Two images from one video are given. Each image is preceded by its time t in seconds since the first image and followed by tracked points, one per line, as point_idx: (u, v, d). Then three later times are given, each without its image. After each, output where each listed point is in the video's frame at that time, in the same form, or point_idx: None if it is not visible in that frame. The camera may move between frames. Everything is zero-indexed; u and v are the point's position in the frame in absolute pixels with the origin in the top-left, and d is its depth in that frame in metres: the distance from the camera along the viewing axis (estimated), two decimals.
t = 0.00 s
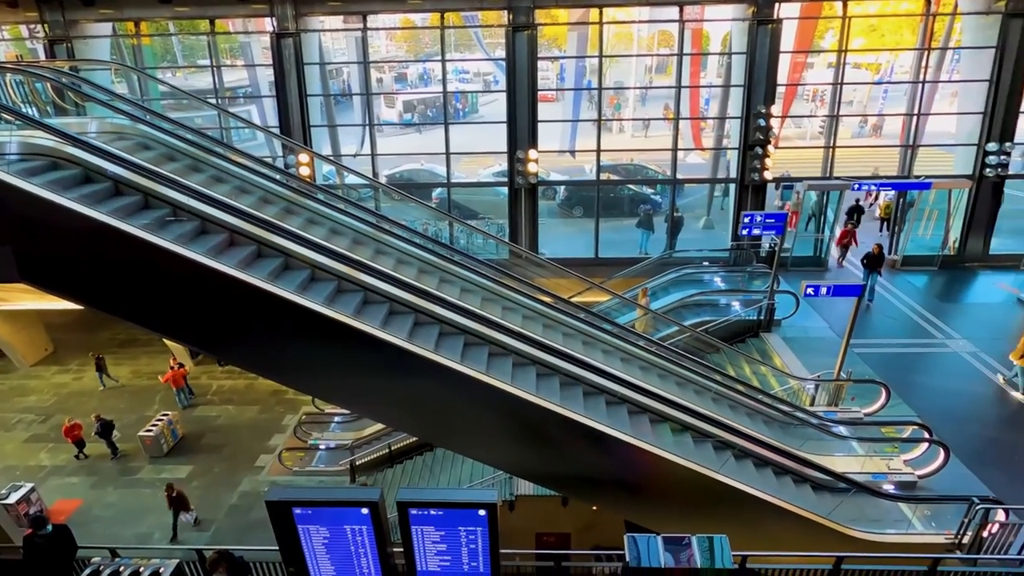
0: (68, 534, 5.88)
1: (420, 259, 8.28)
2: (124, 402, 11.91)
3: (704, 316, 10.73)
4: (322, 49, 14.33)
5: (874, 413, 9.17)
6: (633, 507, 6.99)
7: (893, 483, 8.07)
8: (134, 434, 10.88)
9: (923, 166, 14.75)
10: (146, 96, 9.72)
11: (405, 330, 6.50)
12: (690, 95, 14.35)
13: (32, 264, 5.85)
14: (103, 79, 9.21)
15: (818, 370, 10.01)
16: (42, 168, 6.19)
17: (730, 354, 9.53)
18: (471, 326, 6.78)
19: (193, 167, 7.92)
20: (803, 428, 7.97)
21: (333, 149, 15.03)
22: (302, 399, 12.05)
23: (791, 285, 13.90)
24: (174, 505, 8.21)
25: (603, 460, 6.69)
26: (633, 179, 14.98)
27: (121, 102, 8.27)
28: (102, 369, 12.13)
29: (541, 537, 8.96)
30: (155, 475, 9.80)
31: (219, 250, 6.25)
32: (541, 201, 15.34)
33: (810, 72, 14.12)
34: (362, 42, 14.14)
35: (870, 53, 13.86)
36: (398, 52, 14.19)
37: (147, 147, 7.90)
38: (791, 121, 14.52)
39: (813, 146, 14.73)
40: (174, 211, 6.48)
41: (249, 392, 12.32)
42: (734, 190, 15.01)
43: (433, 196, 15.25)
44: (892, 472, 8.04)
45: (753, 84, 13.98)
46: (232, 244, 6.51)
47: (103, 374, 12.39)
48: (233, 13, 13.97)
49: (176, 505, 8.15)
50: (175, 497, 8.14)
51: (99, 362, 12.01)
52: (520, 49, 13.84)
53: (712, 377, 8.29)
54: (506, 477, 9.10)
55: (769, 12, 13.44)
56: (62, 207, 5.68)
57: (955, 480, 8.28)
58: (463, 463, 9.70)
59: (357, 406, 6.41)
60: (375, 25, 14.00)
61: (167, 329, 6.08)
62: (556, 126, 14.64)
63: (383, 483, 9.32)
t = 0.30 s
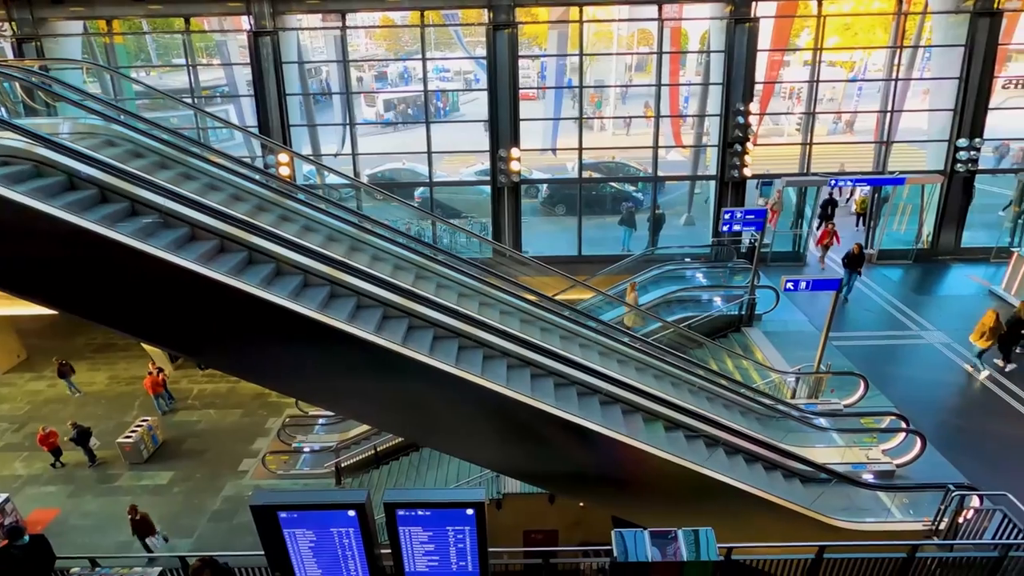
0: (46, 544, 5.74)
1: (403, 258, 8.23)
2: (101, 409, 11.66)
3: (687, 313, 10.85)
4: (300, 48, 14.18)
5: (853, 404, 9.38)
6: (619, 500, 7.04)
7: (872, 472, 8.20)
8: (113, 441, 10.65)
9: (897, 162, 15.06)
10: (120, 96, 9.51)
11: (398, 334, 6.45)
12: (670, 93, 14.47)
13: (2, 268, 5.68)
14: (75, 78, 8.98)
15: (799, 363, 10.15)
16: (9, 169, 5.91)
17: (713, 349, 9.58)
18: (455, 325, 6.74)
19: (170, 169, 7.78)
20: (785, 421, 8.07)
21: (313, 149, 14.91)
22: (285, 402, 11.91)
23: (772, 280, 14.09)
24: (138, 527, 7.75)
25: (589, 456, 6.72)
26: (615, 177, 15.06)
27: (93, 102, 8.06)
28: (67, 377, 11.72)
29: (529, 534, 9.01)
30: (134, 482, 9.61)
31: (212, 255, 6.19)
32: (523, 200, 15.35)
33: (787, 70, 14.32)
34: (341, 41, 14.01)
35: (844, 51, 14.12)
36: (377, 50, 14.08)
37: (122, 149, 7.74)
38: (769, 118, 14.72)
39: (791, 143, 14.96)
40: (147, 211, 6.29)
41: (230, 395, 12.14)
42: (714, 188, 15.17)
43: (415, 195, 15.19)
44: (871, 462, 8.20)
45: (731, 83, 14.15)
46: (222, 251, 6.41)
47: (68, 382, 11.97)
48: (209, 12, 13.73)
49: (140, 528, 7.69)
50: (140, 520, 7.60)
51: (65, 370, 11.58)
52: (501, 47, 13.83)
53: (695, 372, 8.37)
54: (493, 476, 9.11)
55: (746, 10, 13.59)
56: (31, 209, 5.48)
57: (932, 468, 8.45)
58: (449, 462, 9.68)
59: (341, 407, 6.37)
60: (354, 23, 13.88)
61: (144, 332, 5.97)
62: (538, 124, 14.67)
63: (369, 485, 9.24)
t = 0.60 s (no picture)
0: (25, 556, 5.60)
1: (388, 260, 8.17)
2: (79, 417, 11.41)
3: (672, 312, 10.95)
4: (281, 49, 14.04)
5: (835, 399, 9.48)
6: (607, 499, 7.06)
7: (854, 466, 8.29)
8: (91, 450, 10.42)
9: (874, 161, 15.35)
10: (95, 97, 9.33)
11: (391, 339, 6.44)
12: (653, 94, 14.58)
13: None
14: (48, 79, 8.78)
15: (782, 360, 10.26)
16: None
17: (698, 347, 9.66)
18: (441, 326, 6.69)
19: (148, 171, 7.63)
20: (769, 418, 8.17)
21: (295, 151, 14.79)
22: (269, 407, 11.75)
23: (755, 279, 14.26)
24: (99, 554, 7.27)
25: (577, 456, 6.73)
26: (599, 178, 15.13)
27: (68, 103, 7.89)
28: (31, 385, 11.49)
29: (517, 535, 9.02)
30: (114, 492, 9.41)
31: (205, 265, 6.08)
32: (508, 201, 15.35)
33: (767, 71, 14.53)
34: (323, 42, 13.89)
35: (822, 52, 14.36)
36: (360, 51, 13.99)
37: (100, 151, 7.58)
38: (750, 119, 14.91)
39: (771, 143, 15.16)
40: (128, 216, 6.17)
41: (213, 401, 11.94)
42: (696, 188, 15.31)
43: (399, 197, 15.10)
44: (853, 457, 8.30)
45: (712, 84, 14.30)
46: (215, 259, 6.28)
47: (32, 390, 11.72)
48: (187, 12, 13.52)
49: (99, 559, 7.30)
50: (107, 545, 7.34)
51: (28, 378, 11.37)
52: (484, 49, 13.83)
53: (680, 369, 8.43)
54: (481, 478, 9.08)
55: (726, 12, 13.74)
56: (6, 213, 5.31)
57: (913, 462, 8.59)
58: (437, 465, 9.63)
59: (327, 411, 6.30)
60: (335, 24, 13.76)
61: (123, 339, 5.83)
62: (522, 125, 14.69)
63: (357, 489, 9.19)
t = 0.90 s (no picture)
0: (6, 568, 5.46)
1: (375, 263, 8.12)
2: (60, 425, 11.18)
3: (660, 311, 11.00)
4: (265, 51, 13.92)
5: (821, 397, 9.53)
6: (596, 498, 7.07)
7: (840, 462, 8.34)
8: (73, 459, 10.21)
9: (856, 161, 15.57)
10: (74, 98, 9.14)
11: (389, 345, 6.41)
12: (638, 95, 14.67)
13: None
14: (25, 80, 8.59)
15: (768, 358, 10.35)
16: None
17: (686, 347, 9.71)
18: (428, 328, 6.62)
19: (129, 174, 7.50)
20: (755, 415, 8.26)
21: (280, 153, 14.69)
22: (256, 412, 11.61)
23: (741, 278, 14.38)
24: None
25: (567, 457, 6.73)
26: (586, 179, 15.19)
27: (46, 106, 7.72)
28: None
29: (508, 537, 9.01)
30: (97, 501, 9.23)
31: (200, 273, 6.00)
32: (496, 202, 15.34)
33: (750, 72, 14.69)
34: (307, 43, 13.78)
35: (804, 54, 14.54)
36: (345, 53, 13.90)
37: (80, 154, 7.44)
38: (734, 120, 15.06)
39: (755, 144, 15.32)
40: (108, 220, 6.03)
41: (197, 407, 11.77)
42: (682, 188, 15.41)
43: (386, 199, 15.04)
44: (839, 453, 8.37)
45: (697, 85, 14.41)
46: (211, 267, 6.23)
47: None
48: (168, 13, 13.32)
49: None
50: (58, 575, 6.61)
51: None
52: (470, 50, 13.80)
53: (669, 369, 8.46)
54: (471, 480, 9.05)
55: (710, 14, 13.86)
56: None
57: (897, 456, 8.69)
58: (426, 468, 9.58)
59: (315, 415, 6.25)
60: (320, 26, 13.64)
61: (105, 344, 5.71)
62: (508, 127, 14.69)
63: (346, 494, 9.16)
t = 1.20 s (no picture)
0: None
1: (363, 265, 8.06)
2: (42, 433, 10.98)
3: (648, 310, 11.05)
4: (249, 51, 13.81)
5: (807, 393, 9.67)
6: (587, 499, 7.08)
7: (827, 458, 8.53)
8: (56, 467, 10.03)
9: (839, 160, 15.77)
10: (54, 100, 8.98)
11: (389, 351, 6.40)
12: (625, 96, 14.74)
13: None
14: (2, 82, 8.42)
15: (755, 356, 10.44)
16: None
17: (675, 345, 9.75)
18: (418, 330, 6.59)
19: (111, 177, 7.37)
20: (744, 412, 8.32)
21: (266, 155, 14.58)
22: (244, 416, 11.49)
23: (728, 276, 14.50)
24: None
25: (558, 456, 6.75)
26: (574, 179, 15.23)
27: (25, 107, 7.57)
28: None
29: (499, 538, 9.00)
30: (81, 509, 9.08)
31: (198, 280, 5.93)
32: (484, 203, 15.33)
33: (735, 73, 14.83)
34: (293, 44, 13.68)
35: (787, 54, 14.70)
36: (330, 53, 13.81)
37: (61, 157, 7.30)
38: (719, 120, 15.19)
39: (740, 143, 15.46)
40: (91, 223, 5.90)
41: (183, 412, 11.61)
42: (669, 187, 15.49)
43: (374, 200, 14.98)
44: (826, 448, 8.52)
45: (682, 86, 14.49)
46: (208, 275, 6.16)
47: None
48: (149, 13, 13.12)
49: None
50: None
51: None
52: (457, 51, 13.77)
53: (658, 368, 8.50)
54: (461, 481, 9.02)
55: (695, 15, 13.93)
56: None
57: (882, 451, 8.79)
58: (417, 470, 9.54)
59: (304, 419, 6.20)
60: (305, 26, 13.54)
61: (87, 350, 5.60)
62: (496, 127, 14.68)
63: (336, 497, 9.12)
